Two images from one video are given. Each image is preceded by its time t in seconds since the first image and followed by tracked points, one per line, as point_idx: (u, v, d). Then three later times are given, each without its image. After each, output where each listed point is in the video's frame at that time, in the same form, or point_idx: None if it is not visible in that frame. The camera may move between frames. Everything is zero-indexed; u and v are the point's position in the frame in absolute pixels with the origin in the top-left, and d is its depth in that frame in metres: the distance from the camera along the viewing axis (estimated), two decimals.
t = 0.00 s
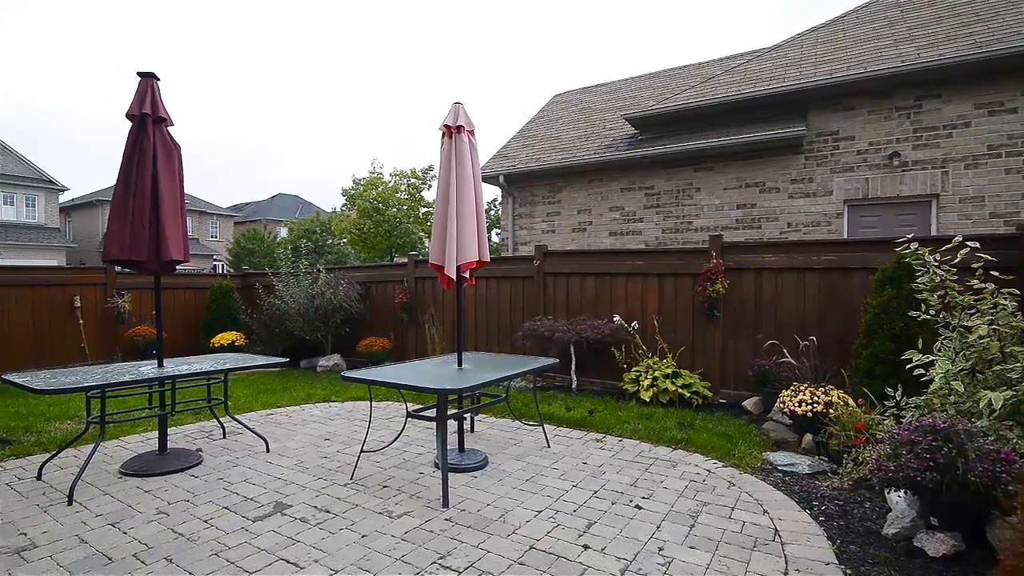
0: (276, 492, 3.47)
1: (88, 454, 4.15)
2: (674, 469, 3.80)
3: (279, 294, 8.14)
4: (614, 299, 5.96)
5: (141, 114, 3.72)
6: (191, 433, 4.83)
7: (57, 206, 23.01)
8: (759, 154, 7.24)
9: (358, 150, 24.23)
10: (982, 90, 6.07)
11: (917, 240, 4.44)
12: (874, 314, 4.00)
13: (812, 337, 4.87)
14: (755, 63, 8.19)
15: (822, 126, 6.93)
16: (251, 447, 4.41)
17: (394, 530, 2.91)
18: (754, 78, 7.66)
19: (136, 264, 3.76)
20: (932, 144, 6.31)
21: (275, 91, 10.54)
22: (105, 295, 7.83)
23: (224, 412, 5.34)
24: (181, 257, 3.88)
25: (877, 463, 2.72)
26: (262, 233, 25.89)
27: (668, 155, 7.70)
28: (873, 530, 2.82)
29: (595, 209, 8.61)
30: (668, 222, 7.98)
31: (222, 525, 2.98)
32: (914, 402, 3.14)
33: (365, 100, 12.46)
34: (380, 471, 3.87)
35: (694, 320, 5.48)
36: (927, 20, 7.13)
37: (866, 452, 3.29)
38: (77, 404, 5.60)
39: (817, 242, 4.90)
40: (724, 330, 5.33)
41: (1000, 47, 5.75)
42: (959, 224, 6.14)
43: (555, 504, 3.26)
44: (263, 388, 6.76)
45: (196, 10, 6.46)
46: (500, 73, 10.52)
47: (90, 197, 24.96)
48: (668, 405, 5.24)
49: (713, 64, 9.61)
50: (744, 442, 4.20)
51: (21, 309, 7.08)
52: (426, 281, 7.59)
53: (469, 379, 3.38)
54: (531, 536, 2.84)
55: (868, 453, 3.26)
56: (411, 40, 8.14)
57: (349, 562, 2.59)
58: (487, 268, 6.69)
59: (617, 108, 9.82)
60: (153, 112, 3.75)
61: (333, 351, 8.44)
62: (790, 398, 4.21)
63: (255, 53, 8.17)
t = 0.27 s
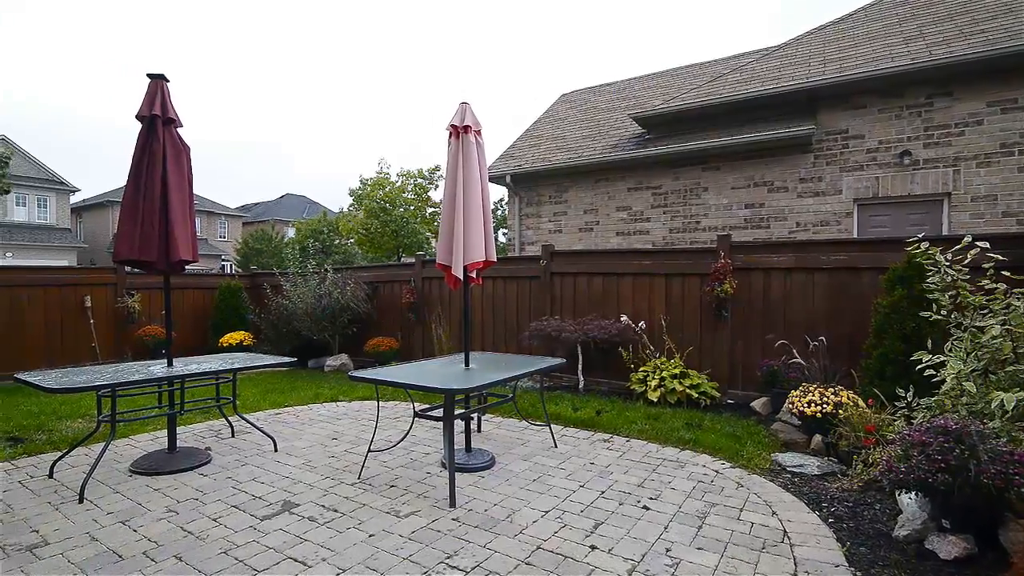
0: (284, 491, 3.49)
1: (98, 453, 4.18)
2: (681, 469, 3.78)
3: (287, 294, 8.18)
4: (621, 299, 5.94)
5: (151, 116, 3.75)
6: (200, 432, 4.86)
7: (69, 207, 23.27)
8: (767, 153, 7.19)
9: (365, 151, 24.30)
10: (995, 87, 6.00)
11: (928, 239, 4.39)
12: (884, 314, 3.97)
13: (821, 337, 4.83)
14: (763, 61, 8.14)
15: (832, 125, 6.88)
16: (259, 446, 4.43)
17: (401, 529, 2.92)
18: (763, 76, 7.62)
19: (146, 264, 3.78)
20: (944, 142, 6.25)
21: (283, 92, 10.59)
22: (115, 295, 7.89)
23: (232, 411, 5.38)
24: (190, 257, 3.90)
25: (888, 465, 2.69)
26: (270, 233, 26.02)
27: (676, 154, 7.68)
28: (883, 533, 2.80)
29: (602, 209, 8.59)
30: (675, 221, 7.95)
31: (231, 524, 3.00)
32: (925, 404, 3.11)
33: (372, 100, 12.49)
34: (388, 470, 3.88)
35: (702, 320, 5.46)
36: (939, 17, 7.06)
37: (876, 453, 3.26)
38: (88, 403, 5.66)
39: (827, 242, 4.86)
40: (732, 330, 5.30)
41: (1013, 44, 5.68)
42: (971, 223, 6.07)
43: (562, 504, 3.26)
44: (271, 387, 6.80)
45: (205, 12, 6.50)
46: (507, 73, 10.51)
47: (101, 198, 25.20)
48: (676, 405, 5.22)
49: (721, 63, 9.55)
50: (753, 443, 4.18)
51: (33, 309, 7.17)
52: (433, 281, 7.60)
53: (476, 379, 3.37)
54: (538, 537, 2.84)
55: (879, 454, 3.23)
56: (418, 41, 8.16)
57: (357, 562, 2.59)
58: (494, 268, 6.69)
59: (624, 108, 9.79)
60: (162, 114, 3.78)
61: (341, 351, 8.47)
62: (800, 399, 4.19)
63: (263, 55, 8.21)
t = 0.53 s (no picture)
0: (295, 489, 3.51)
1: (112, 451, 4.23)
2: (692, 470, 3.76)
3: (297, 294, 8.23)
4: (631, 299, 5.92)
5: (163, 117, 3.78)
6: (211, 431, 4.90)
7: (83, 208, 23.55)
8: (779, 152, 7.14)
9: (374, 151, 24.39)
10: (1011, 84, 5.91)
11: (943, 239, 4.34)
12: (898, 315, 3.93)
13: (834, 337, 4.78)
14: (774, 59, 8.07)
15: (844, 123, 6.81)
16: (270, 445, 4.46)
17: (410, 529, 2.93)
18: (774, 75, 7.56)
19: (158, 264, 3.82)
20: (959, 140, 6.17)
21: (293, 93, 10.67)
22: (128, 294, 7.98)
23: (243, 410, 5.41)
24: (202, 258, 3.93)
25: (902, 467, 2.66)
26: (280, 234, 26.18)
27: (685, 154, 7.64)
28: (898, 536, 2.76)
29: (611, 209, 8.56)
30: (685, 221, 7.90)
31: (242, 522, 3.02)
32: (940, 405, 3.07)
33: (381, 101, 12.55)
34: (397, 470, 3.89)
35: (712, 321, 5.42)
36: (954, 13, 6.97)
37: (890, 455, 3.22)
38: (102, 401, 5.72)
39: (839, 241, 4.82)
40: (743, 331, 5.26)
41: None
42: (987, 222, 5.99)
43: (571, 505, 3.25)
44: (281, 386, 6.84)
45: (217, 14, 6.55)
46: (516, 74, 10.51)
47: (114, 199, 25.49)
48: (685, 406, 5.19)
49: (731, 62, 9.50)
50: (764, 444, 4.15)
51: (48, 308, 7.26)
52: (442, 281, 7.61)
53: (485, 379, 3.37)
54: (547, 537, 2.84)
55: (893, 456, 3.19)
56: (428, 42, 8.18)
57: (366, 560, 2.60)
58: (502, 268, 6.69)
59: (633, 107, 9.75)
60: (174, 115, 3.81)
61: (350, 350, 8.51)
62: (811, 400, 4.15)
63: (274, 57, 8.27)
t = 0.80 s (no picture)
0: (304, 488, 3.52)
1: (124, 449, 4.27)
2: (701, 471, 3.74)
3: (306, 294, 8.27)
4: (639, 299, 5.89)
5: (175, 119, 3.82)
6: (221, 430, 4.93)
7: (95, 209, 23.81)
8: (789, 151, 7.08)
9: (382, 152, 24.47)
10: None
11: (957, 238, 4.28)
12: (911, 315, 3.88)
13: (846, 338, 4.74)
14: (785, 57, 8.01)
15: (856, 121, 6.74)
16: (279, 444, 4.49)
17: (418, 528, 2.93)
18: (784, 73, 7.51)
19: (170, 264, 3.85)
20: (973, 138, 6.09)
21: (303, 94, 10.72)
22: (140, 294, 8.07)
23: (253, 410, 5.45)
24: (212, 258, 3.96)
25: (915, 469, 2.62)
26: (289, 234, 26.32)
27: (695, 153, 7.60)
28: (910, 538, 2.73)
29: (619, 208, 8.53)
30: (694, 220, 7.86)
31: (252, 520, 3.04)
32: (954, 407, 3.03)
33: (390, 102, 12.58)
34: (405, 469, 3.90)
35: (722, 321, 5.39)
36: (968, 10, 6.88)
37: (903, 457, 3.19)
38: (114, 400, 5.78)
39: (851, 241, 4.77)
40: (753, 331, 5.22)
41: None
42: (1002, 221, 5.90)
43: (579, 505, 3.24)
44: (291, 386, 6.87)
45: (227, 17, 6.60)
46: (525, 74, 10.50)
47: (126, 200, 25.74)
48: (694, 406, 5.16)
49: (741, 60, 9.44)
50: (774, 445, 4.11)
51: (62, 308, 7.34)
52: (450, 281, 7.62)
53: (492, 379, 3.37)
54: (555, 537, 2.83)
55: (906, 459, 3.15)
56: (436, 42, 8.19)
57: (375, 560, 2.61)
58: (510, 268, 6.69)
59: (642, 106, 9.71)
60: (185, 117, 3.84)
61: (359, 350, 8.54)
62: (822, 401, 4.11)
63: (283, 58, 8.31)
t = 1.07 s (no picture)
0: (312, 487, 3.54)
1: (135, 448, 4.31)
2: (710, 473, 3.72)
3: (314, 294, 8.31)
4: (648, 299, 5.87)
5: (185, 120, 3.85)
6: (231, 429, 4.97)
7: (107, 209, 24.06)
8: (799, 150, 7.03)
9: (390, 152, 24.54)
10: None
11: (970, 237, 4.23)
12: (923, 316, 3.84)
13: (856, 338, 4.70)
14: (794, 56, 7.96)
15: (867, 120, 6.69)
16: (288, 443, 4.51)
17: (426, 528, 2.93)
18: (794, 71, 7.46)
19: (181, 265, 3.88)
20: (987, 137, 6.01)
21: (311, 95, 10.77)
22: (151, 294, 8.14)
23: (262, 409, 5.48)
24: (222, 258, 3.99)
25: (928, 471, 2.60)
26: (297, 235, 26.45)
27: (703, 152, 7.56)
28: (923, 541, 2.70)
29: (627, 208, 8.50)
30: (703, 220, 7.82)
31: (261, 519, 3.05)
32: (968, 409, 3.00)
33: (398, 103, 12.61)
34: (413, 469, 3.90)
35: (731, 321, 5.36)
36: (981, 6, 6.80)
37: (915, 459, 3.15)
38: (125, 399, 5.83)
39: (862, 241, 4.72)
40: (762, 331, 5.19)
41: None
42: (1016, 220, 5.82)
43: (588, 506, 3.23)
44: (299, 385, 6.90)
45: (237, 19, 6.65)
46: (532, 74, 10.49)
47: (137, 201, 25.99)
48: (703, 407, 5.14)
49: (750, 59, 9.39)
50: (784, 446, 4.08)
51: (75, 308, 7.43)
52: (457, 281, 7.63)
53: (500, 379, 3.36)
54: (564, 538, 2.82)
55: (918, 461, 3.12)
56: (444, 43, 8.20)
57: (383, 559, 2.61)
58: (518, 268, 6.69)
59: (650, 106, 9.68)
60: (195, 119, 3.87)
61: (367, 350, 8.56)
62: (833, 403, 4.07)
63: (292, 59, 8.36)
